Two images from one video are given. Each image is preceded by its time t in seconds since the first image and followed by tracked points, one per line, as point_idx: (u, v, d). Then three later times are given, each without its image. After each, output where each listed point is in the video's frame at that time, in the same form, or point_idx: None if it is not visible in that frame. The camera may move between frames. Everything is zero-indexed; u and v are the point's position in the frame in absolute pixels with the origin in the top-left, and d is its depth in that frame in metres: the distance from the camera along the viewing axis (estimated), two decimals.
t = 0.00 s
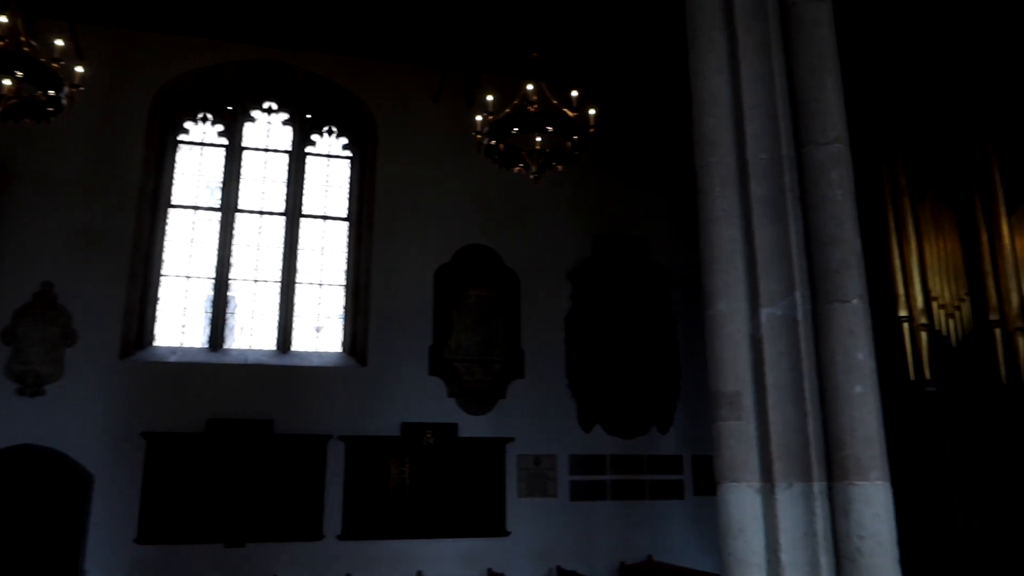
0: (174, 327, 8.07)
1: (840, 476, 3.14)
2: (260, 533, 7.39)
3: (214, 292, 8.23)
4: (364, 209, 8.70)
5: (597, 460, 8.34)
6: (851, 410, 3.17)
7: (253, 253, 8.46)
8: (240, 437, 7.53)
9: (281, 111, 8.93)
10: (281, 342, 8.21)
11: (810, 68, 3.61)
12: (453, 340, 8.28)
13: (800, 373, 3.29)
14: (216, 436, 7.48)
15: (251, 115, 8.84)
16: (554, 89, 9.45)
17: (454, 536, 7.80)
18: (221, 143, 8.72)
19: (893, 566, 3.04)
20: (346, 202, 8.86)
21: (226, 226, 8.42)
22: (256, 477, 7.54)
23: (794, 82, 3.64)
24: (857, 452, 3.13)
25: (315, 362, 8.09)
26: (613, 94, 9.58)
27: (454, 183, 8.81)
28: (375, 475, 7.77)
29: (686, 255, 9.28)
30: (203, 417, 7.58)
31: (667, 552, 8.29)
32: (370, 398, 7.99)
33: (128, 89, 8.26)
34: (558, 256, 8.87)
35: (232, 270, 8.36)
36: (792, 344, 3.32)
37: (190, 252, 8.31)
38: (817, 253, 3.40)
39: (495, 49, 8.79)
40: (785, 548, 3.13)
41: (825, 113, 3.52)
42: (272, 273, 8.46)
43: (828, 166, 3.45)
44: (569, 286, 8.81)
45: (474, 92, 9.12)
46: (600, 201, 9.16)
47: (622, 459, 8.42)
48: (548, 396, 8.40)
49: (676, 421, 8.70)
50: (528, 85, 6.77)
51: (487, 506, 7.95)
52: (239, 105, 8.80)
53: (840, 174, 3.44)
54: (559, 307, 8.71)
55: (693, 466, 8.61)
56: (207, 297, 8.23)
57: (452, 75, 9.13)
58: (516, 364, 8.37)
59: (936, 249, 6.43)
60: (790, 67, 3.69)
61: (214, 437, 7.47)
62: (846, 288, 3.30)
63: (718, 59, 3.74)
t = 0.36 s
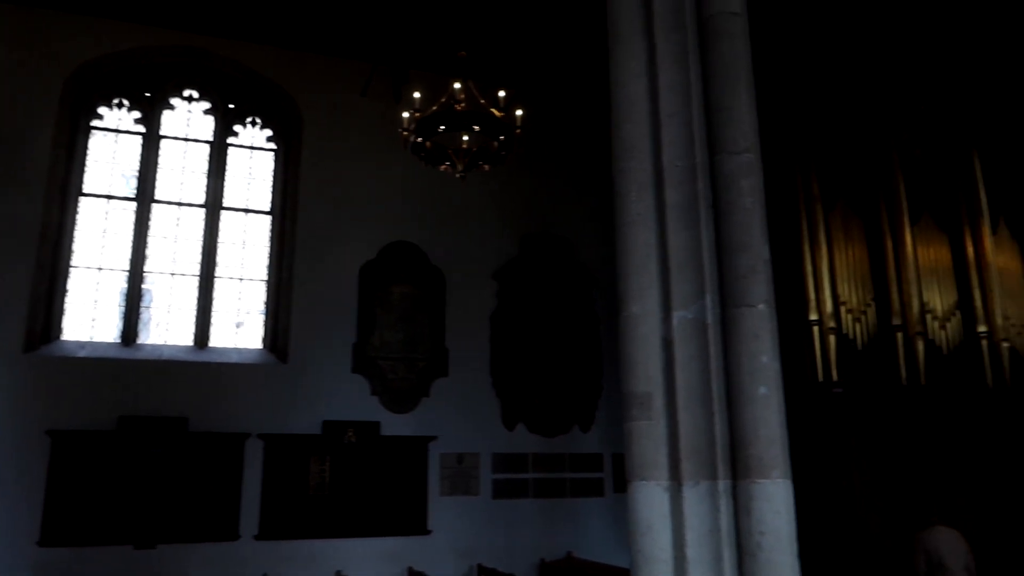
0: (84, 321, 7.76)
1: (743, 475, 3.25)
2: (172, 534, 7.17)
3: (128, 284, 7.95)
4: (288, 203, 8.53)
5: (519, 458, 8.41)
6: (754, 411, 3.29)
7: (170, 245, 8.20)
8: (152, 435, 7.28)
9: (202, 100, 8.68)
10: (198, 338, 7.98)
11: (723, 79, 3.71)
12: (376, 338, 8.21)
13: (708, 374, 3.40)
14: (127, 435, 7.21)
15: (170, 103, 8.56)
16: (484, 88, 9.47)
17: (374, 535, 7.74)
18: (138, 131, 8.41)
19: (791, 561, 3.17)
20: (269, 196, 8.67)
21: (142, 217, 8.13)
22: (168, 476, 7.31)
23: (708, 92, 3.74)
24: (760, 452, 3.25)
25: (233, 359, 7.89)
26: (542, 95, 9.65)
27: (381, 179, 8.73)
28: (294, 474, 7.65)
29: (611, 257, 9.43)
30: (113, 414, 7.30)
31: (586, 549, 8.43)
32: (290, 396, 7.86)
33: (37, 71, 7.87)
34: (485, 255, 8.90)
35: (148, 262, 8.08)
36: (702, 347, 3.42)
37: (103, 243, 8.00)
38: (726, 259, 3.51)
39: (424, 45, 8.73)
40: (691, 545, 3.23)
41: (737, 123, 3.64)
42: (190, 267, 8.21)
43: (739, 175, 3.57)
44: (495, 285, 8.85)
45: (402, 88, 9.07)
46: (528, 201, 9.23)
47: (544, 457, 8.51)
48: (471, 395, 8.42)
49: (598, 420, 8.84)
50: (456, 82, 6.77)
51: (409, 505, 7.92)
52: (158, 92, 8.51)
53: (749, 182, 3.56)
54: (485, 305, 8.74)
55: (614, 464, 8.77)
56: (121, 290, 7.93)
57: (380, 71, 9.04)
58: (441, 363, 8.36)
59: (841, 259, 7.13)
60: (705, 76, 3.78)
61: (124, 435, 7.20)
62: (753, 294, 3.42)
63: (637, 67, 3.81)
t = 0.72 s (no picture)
0: None
1: (649, 478, 3.34)
2: (75, 542, 6.89)
3: (34, 280, 7.60)
4: (207, 200, 8.31)
5: (440, 462, 8.41)
6: (662, 416, 3.38)
7: (81, 240, 7.88)
8: (56, 438, 6.97)
9: (119, 90, 8.36)
10: (109, 337, 7.70)
11: (639, 91, 3.80)
12: (297, 339, 8.08)
13: (619, 380, 3.47)
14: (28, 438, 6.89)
15: (84, 92, 8.22)
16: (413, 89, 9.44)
17: (290, 541, 7.61)
18: (48, 120, 8.05)
19: (693, 562, 3.26)
20: (188, 192, 8.43)
21: (50, 210, 7.79)
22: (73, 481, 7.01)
23: (625, 103, 3.82)
24: (665, 456, 3.35)
25: (146, 359, 7.63)
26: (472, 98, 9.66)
27: (305, 178, 8.60)
28: (208, 478, 7.44)
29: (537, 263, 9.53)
30: (13, 416, 6.97)
31: (505, 552, 8.48)
32: (205, 397, 7.65)
33: None
34: (410, 257, 8.86)
35: (56, 258, 7.75)
36: (613, 353, 3.49)
37: (7, 237, 7.63)
38: (638, 267, 3.60)
39: (351, 42, 8.62)
40: (598, 548, 3.29)
41: (651, 135, 3.74)
42: (102, 263, 7.91)
43: (651, 186, 3.67)
44: (420, 288, 8.83)
45: (328, 86, 8.96)
46: (455, 204, 9.24)
47: (465, 461, 8.52)
48: (393, 398, 8.38)
49: (520, 425, 8.88)
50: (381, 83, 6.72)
51: (327, 510, 7.80)
52: (71, 80, 8.16)
53: (661, 193, 3.67)
54: (409, 308, 8.71)
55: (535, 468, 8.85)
56: (26, 285, 7.59)
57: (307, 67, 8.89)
58: (363, 365, 8.28)
59: (757, 270, 7.66)
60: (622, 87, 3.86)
61: (25, 438, 6.88)
62: (662, 302, 3.52)
63: (557, 76, 3.85)
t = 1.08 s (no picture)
0: None
1: (567, 481, 3.35)
2: None
3: None
4: (124, 193, 8.03)
5: (365, 464, 8.35)
6: (580, 420, 3.39)
7: None
8: None
9: (30, 76, 8.02)
10: (15, 334, 7.38)
11: (564, 97, 3.80)
12: (217, 338, 7.89)
13: (538, 383, 3.48)
14: None
15: None
16: (343, 86, 9.34)
17: (207, 546, 7.39)
18: None
19: (609, 563, 3.30)
20: (103, 184, 8.13)
21: None
22: None
23: (550, 109, 3.83)
24: (583, 459, 3.36)
25: (54, 359, 7.32)
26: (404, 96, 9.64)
27: (230, 174, 8.39)
28: (120, 482, 7.18)
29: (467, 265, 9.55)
30: None
31: (431, 554, 8.44)
32: (119, 397, 7.37)
33: None
34: (337, 257, 8.77)
35: None
36: (533, 357, 3.51)
37: None
38: (559, 271, 3.61)
39: (279, 36, 8.46)
40: (515, 551, 3.31)
41: (574, 142, 3.74)
42: (8, 257, 7.55)
43: (574, 191, 3.69)
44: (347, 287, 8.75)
45: (254, 80, 8.77)
46: (384, 202, 9.17)
47: (390, 464, 8.48)
48: (316, 400, 8.28)
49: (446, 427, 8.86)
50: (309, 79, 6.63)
51: (246, 514, 7.62)
52: None
53: (584, 199, 3.68)
54: (335, 308, 8.62)
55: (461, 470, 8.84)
56: None
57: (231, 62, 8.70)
58: (286, 364, 8.15)
59: (681, 276, 7.99)
60: (548, 93, 3.88)
61: None
62: (583, 306, 3.53)
63: (483, 81, 3.85)
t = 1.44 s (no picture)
0: None
1: (501, 483, 3.36)
2: None
3: None
4: (54, 183, 8.16)
5: (303, 465, 8.82)
6: (516, 421, 3.40)
7: None
8: None
9: None
10: None
11: (507, 100, 3.81)
12: (150, 334, 8.20)
13: (476, 384, 3.49)
14: None
15: None
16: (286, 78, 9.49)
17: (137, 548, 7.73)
18: None
19: (541, 564, 3.33)
20: (33, 173, 8.29)
21: None
22: None
23: (493, 111, 3.83)
24: (519, 460, 3.37)
25: None
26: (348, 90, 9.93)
27: (170, 176, 8.60)
28: (46, 481, 7.40)
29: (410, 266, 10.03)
30: None
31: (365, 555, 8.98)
32: (46, 390, 7.58)
33: None
34: (275, 261, 9.16)
35: None
36: (471, 360, 3.52)
37: None
38: (499, 274, 3.60)
39: (222, 30, 8.60)
40: (449, 551, 3.31)
41: (517, 145, 3.74)
42: None
43: (516, 195, 3.68)
44: (288, 286, 9.18)
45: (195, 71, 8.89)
46: (328, 202, 9.60)
47: (329, 464, 8.98)
48: (253, 399, 8.67)
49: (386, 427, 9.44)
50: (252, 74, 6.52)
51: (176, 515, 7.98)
52: None
53: (525, 203, 3.68)
54: (273, 308, 9.03)
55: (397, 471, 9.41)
56: None
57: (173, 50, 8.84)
58: (220, 363, 8.52)
59: (625, 283, 8.38)
60: (492, 95, 3.88)
61: None
62: (522, 308, 3.54)
63: (427, 79, 3.83)
